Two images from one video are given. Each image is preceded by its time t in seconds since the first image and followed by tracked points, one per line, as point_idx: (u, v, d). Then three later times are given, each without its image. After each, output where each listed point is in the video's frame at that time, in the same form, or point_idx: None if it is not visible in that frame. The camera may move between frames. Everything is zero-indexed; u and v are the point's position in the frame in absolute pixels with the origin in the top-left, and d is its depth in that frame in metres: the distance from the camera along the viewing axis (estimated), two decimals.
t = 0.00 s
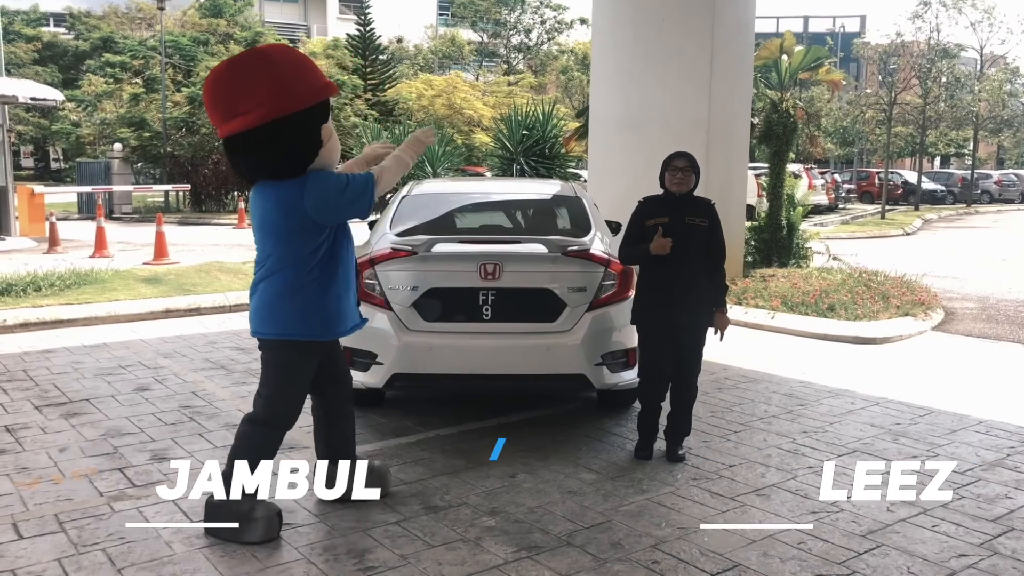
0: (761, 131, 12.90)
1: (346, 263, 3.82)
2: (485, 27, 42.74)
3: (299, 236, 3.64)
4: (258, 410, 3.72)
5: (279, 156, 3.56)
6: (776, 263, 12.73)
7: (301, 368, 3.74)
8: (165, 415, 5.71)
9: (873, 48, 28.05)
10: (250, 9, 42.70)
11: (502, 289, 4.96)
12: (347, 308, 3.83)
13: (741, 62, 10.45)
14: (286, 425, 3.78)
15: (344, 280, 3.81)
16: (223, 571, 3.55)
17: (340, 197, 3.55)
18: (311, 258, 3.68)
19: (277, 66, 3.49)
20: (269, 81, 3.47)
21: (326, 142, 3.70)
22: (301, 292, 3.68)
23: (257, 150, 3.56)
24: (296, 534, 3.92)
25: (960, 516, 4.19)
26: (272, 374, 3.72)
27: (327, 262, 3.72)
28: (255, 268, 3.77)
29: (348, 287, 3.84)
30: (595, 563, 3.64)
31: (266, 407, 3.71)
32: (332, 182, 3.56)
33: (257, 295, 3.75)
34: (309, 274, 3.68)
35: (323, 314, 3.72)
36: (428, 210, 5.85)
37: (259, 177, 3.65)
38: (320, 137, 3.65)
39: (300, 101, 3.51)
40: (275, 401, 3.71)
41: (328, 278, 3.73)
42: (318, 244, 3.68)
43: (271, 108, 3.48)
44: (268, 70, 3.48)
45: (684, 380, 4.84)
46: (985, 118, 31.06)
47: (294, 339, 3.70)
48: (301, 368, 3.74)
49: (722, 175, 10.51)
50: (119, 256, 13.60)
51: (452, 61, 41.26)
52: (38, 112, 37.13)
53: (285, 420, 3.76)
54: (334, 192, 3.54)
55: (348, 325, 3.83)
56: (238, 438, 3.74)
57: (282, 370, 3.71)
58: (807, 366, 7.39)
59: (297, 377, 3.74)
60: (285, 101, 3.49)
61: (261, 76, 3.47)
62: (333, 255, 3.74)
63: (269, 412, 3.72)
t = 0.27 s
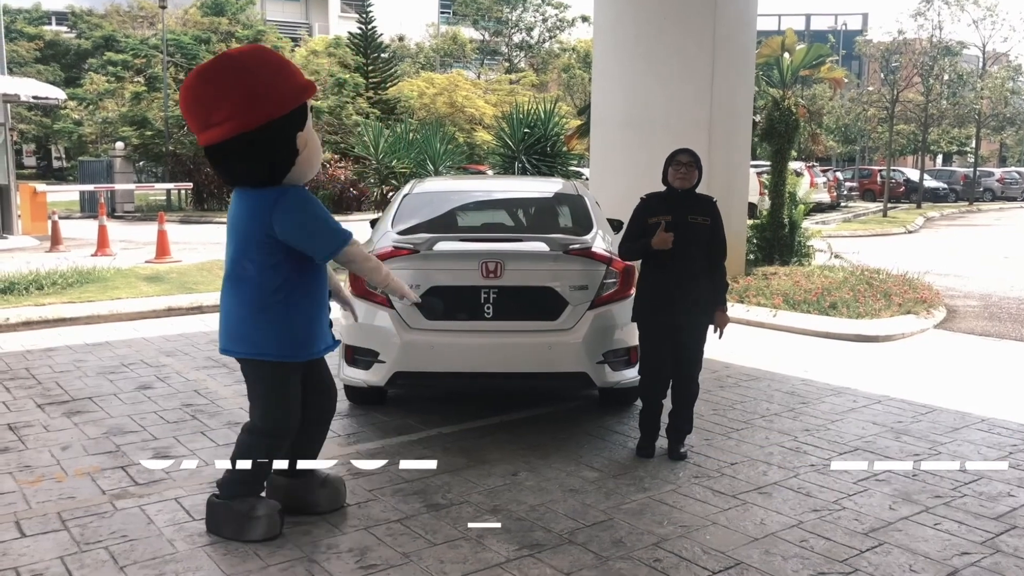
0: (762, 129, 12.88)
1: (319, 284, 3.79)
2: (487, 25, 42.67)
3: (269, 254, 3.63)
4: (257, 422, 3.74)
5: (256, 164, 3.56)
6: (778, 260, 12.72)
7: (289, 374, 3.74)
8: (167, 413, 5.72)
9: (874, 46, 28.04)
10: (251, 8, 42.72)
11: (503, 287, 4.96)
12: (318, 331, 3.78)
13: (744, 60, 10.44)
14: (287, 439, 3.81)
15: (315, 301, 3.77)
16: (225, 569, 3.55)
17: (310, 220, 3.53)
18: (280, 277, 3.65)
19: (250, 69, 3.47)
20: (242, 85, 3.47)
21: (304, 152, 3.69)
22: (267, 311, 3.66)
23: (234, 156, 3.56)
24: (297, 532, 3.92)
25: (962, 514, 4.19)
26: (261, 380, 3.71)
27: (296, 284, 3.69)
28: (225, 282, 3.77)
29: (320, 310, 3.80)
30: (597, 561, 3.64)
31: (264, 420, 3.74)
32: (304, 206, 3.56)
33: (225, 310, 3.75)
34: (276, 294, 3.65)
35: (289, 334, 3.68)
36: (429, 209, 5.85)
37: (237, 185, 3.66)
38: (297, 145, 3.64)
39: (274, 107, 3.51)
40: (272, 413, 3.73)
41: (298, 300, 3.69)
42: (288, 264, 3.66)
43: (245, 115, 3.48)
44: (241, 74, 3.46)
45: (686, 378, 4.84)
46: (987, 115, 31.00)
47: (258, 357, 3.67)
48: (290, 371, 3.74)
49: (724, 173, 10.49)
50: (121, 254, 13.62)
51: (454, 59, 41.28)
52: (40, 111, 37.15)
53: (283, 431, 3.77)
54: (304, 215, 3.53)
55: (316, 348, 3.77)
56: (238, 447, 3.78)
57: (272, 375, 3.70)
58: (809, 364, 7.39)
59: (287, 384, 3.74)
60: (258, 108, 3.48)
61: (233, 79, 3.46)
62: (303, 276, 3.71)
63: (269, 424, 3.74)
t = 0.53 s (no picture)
0: (766, 127, 12.86)
1: (314, 260, 3.77)
2: (489, 23, 42.62)
3: (262, 230, 3.63)
4: (247, 405, 3.66)
5: (245, 144, 3.57)
6: (781, 259, 12.71)
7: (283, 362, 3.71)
8: (171, 412, 5.73)
9: (877, 43, 27.98)
10: (254, 6, 42.70)
11: (506, 286, 4.96)
12: (315, 307, 3.77)
13: (747, 58, 10.43)
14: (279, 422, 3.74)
15: (312, 277, 3.76)
16: (228, 567, 3.55)
17: (302, 189, 3.52)
18: (275, 253, 3.65)
19: (238, 52, 3.53)
20: (227, 67, 3.50)
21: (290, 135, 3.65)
22: (263, 287, 3.65)
23: (220, 139, 3.58)
24: (300, 531, 3.93)
25: (966, 513, 4.18)
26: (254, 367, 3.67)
27: (291, 259, 3.68)
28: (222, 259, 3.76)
29: (316, 285, 3.78)
30: (600, 559, 3.64)
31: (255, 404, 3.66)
32: (295, 175, 3.55)
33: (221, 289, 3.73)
34: (273, 270, 3.65)
35: (287, 309, 3.67)
36: (432, 207, 5.85)
37: (228, 171, 3.70)
38: (281, 126, 3.62)
39: (260, 86, 3.53)
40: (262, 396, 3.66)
41: (293, 275, 3.68)
42: (281, 239, 3.65)
43: (230, 96, 3.50)
44: (227, 56, 3.51)
45: (690, 376, 4.84)
46: (990, 113, 30.94)
47: (255, 335, 3.65)
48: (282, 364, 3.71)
49: (726, 168, 10.48)
50: (123, 253, 13.63)
51: (456, 57, 41.29)
52: (43, 109, 37.17)
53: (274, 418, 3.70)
54: (296, 184, 3.53)
55: (313, 324, 3.76)
56: (225, 429, 3.69)
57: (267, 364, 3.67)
58: (812, 362, 7.38)
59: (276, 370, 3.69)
60: (242, 89, 3.51)
61: (218, 60, 3.50)
62: (298, 250, 3.70)
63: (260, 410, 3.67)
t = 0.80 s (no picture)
0: (768, 126, 12.84)
1: (301, 255, 3.76)
2: (491, 22, 42.60)
3: (243, 233, 3.59)
4: (210, 416, 3.65)
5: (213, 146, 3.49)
6: (783, 258, 12.71)
7: (257, 369, 3.68)
8: (173, 411, 5.73)
9: (880, 42, 27.95)
10: (255, 5, 42.70)
11: (508, 285, 4.96)
12: (309, 303, 3.79)
13: (749, 57, 10.42)
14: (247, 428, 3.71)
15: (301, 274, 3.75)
16: (231, 566, 3.55)
17: (279, 191, 3.46)
18: (260, 255, 3.62)
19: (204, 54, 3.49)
20: (196, 69, 3.45)
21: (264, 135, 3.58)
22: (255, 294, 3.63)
23: (193, 143, 3.50)
24: (303, 529, 3.93)
25: (969, 512, 4.18)
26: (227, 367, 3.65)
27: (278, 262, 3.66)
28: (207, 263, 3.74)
29: (307, 282, 3.78)
30: (602, 558, 3.64)
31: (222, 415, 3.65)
32: (268, 175, 3.48)
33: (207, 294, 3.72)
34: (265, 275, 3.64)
35: (271, 312, 3.64)
36: (434, 206, 5.84)
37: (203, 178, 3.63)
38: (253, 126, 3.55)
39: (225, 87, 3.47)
40: (228, 402, 3.65)
41: (285, 278, 3.67)
42: (266, 242, 3.62)
43: (201, 97, 3.43)
44: (196, 58, 3.47)
45: (692, 376, 4.84)
46: (993, 111, 30.91)
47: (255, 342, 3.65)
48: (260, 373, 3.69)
49: (728, 167, 10.48)
50: (125, 252, 13.63)
51: (458, 56, 41.30)
52: (45, 109, 37.21)
53: (241, 424, 3.67)
54: (271, 185, 3.46)
55: (308, 322, 3.78)
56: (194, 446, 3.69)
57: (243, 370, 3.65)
58: (815, 361, 7.37)
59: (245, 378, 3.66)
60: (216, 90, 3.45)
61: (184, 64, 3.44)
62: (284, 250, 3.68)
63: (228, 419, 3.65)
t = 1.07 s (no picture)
0: (770, 124, 12.82)
1: (262, 278, 3.64)
2: (493, 20, 42.57)
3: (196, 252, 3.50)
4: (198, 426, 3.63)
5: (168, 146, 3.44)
6: (786, 256, 12.70)
7: (236, 378, 3.64)
8: (175, 409, 5.73)
9: (883, 41, 27.90)
10: (257, 3, 42.68)
11: (510, 284, 4.96)
12: (264, 325, 3.66)
13: (751, 55, 10.41)
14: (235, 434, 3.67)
15: (258, 297, 3.63)
16: (233, 564, 3.55)
17: (227, 215, 3.35)
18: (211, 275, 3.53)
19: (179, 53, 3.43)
20: (164, 62, 3.41)
21: (221, 141, 3.49)
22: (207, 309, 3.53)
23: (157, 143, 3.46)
24: (306, 528, 3.93)
25: (971, 511, 4.17)
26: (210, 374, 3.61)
27: (233, 280, 3.54)
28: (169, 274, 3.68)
29: (265, 305, 3.66)
30: (604, 558, 3.63)
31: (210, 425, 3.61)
32: (220, 198, 3.38)
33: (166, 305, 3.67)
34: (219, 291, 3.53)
35: (220, 335, 3.54)
36: (435, 205, 5.83)
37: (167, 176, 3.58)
38: (208, 132, 3.47)
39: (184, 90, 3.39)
40: (208, 410, 3.61)
41: (237, 297, 3.54)
42: (220, 258, 3.52)
43: (164, 96, 3.36)
44: (167, 52, 3.42)
45: (696, 374, 4.84)
46: (996, 110, 30.86)
47: (203, 357, 3.55)
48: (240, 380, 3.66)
49: (731, 166, 10.47)
50: (128, 251, 13.63)
51: (460, 54, 41.29)
52: (48, 107, 37.24)
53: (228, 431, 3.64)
54: (220, 209, 3.36)
55: (259, 347, 3.64)
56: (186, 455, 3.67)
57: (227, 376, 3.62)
58: (817, 359, 7.37)
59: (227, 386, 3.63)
60: (176, 85, 3.38)
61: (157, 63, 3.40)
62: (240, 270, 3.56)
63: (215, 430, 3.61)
